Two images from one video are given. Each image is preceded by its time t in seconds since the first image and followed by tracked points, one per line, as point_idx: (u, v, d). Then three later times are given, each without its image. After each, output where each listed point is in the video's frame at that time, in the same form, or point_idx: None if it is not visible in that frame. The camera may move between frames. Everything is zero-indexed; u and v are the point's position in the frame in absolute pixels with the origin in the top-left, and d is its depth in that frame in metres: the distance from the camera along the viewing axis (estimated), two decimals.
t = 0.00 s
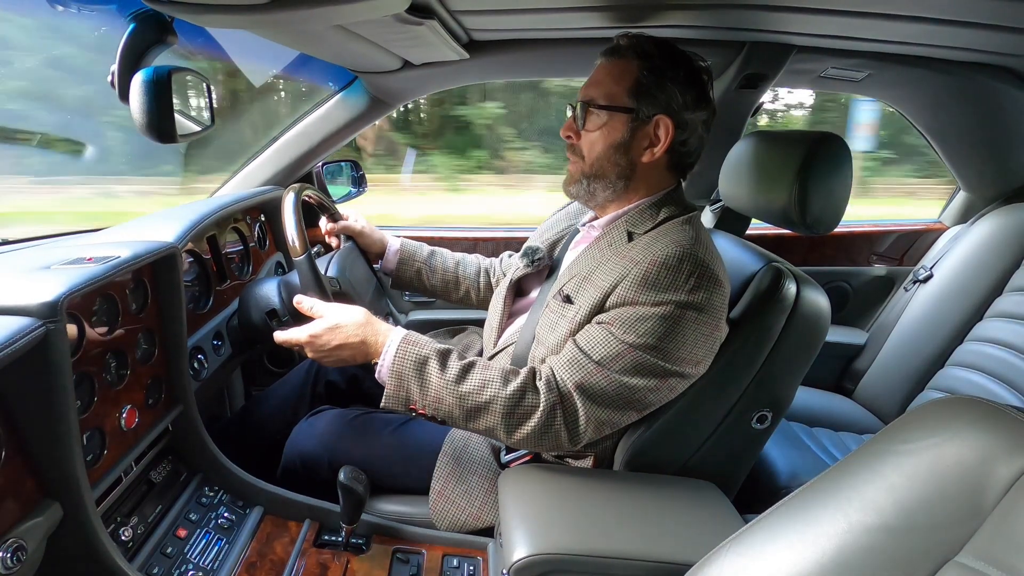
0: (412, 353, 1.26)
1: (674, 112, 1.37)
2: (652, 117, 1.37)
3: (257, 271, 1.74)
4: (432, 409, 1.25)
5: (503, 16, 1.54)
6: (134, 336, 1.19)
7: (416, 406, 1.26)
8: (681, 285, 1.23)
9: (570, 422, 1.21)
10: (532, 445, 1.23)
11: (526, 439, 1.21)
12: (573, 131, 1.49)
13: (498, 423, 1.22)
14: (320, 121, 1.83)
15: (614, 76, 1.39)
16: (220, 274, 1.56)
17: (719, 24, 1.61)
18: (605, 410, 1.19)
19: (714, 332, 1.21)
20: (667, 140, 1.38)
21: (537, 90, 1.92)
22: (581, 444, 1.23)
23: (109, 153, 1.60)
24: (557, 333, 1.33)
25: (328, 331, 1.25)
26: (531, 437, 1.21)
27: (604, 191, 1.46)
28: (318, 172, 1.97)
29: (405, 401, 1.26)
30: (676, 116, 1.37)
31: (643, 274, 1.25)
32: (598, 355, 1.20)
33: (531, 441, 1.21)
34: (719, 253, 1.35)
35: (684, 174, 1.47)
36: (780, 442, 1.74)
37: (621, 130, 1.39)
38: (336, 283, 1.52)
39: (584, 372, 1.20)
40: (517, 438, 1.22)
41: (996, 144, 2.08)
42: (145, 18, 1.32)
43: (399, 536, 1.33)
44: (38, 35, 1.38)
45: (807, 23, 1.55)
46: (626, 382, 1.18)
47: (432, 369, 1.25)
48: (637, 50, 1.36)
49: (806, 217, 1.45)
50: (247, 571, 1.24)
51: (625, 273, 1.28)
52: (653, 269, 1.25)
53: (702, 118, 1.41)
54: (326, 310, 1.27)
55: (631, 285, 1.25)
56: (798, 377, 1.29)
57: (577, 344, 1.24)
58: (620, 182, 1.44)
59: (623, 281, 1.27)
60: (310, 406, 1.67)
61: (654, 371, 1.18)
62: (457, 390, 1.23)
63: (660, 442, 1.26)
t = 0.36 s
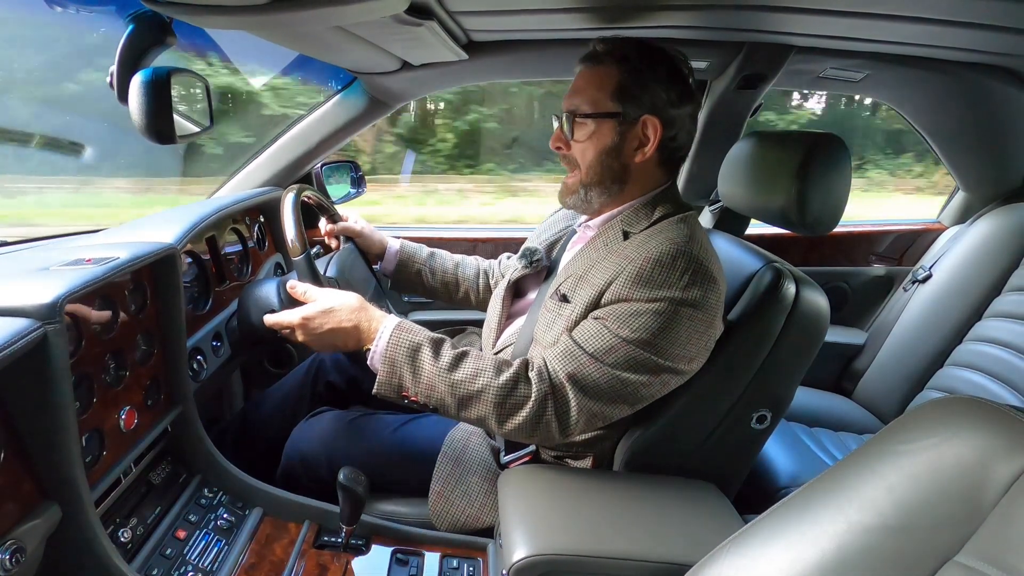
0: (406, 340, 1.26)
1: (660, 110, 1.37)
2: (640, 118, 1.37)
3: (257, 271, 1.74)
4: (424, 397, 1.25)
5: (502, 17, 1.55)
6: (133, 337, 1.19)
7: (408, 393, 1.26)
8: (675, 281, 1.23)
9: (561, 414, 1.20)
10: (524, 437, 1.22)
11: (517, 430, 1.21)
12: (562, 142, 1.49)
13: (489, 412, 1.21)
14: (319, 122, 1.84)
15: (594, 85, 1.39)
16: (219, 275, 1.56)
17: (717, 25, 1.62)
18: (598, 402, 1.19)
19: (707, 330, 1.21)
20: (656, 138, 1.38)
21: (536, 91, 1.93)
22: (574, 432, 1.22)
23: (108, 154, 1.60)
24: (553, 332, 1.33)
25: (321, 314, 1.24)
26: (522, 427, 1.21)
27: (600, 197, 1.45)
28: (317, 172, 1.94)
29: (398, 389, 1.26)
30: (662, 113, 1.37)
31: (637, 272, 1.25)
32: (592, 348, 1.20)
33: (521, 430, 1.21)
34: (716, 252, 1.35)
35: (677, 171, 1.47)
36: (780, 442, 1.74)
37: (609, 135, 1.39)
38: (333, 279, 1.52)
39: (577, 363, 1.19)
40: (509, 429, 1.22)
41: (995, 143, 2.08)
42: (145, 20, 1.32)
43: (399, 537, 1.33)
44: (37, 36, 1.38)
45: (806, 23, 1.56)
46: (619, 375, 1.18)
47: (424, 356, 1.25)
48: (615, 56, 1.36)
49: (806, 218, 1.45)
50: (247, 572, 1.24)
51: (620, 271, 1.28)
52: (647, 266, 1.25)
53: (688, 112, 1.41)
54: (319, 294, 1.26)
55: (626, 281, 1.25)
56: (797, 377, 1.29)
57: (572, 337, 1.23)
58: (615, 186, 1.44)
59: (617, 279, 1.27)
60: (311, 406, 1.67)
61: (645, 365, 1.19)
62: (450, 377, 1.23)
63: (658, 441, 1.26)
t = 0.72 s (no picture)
0: (409, 345, 1.26)
1: (664, 109, 1.36)
2: (644, 116, 1.37)
3: (257, 270, 1.74)
4: (428, 402, 1.25)
5: (503, 16, 1.55)
6: (133, 335, 1.19)
7: (412, 398, 1.26)
8: (676, 283, 1.23)
9: (564, 419, 1.20)
10: (528, 443, 1.22)
11: (520, 436, 1.21)
12: (566, 136, 1.50)
13: (493, 418, 1.21)
14: (319, 122, 1.83)
15: (599, 80, 1.40)
16: (219, 274, 1.56)
17: (718, 25, 1.61)
18: (600, 407, 1.19)
19: (709, 331, 1.21)
20: (659, 137, 1.38)
21: (537, 90, 1.92)
22: (576, 441, 1.23)
23: (108, 152, 1.60)
24: (555, 332, 1.33)
25: (327, 315, 1.26)
26: (525, 434, 1.20)
27: (602, 193, 1.46)
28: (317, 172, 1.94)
29: (402, 394, 1.26)
30: (666, 112, 1.37)
31: (639, 273, 1.25)
32: (594, 353, 1.20)
33: (525, 437, 1.21)
34: (717, 253, 1.35)
35: (681, 172, 1.46)
36: (779, 442, 1.74)
37: (612, 132, 1.39)
38: (332, 276, 1.53)
39: (579, 368, 1.20)
40: (512, 435, 1.21)
41: (996, 144, 2.08)
42: (145, 18, 1.31)
43: (399, 536, 1.33)
44: (37, 33, 1.38)
45: (807, 23, 1.56)
46: (621, 379, 1.18)
47: (428, 362, 1.25)
48: (622, 53, 1.36)
49: (806, 217, 1.45)
50: (246, 571, 1.24)
51: (621, 272, 1.28)
52: (649, 268, 1.25)
53: (694, 113, 1.40)
54: (327, 296, 1.28)
55: (627, 283, 1.25)
56: (797, 377, 1.30)
57: (574, 342, 1.23)
58: (617, 183, 1.44)
59: (619, 281, 1.27)
60: (310, 405, 1.68)
61: (649, 368, 1.19)
62: (454, 383, 1.22)
63: (658, 440, 1.26)
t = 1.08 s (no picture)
0: (427, 365, 1.26)
1: (671, 110, 1.36)
2: (650, 116, 1.37)
3: (257, 270, 1.74)
4: (445, 420, 1.24)
5: (503, 16, 1.55)
6: (133, 335, 1.19)
7: (430, 416, 1.25)
8: (682, 287, 1.21)
9: (577, 433, 1.18)
10: (540, 456, 1.19)
11: (534, 450, 1.18)
12: (572, 133, 1.50)
13: (506, 433, 1.19)
14: (319, 122, 1.82)
15: (608, 78, 1.39)
16: (219, 273, 1.56)
17: (719, 25, 1.61)
18: (613, 420, 1.17)
19: (716, 333, 1.20)
20: (665, 138, 1.38)
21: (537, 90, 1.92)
22: (590, 455, 1.19)
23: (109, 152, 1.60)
24: (558, 335, 1.32)
25: (370, 330, 1.27)
26: (539, 448, 1.18)
27: (604, 191, 1.46)
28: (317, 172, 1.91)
29: (420, 412, 1.25)
30: (673, 114, 1.36)
31: (645, 278, 1.24)
32: (603, 365, 1.18)
33: (538, 451, 1.18)
34: (720, 253, 1.34)
35: (684, 173, 1.46)
36: (779, 442, 1.74)
37: (618, 131, 1.39)
38: (334, 276, 1.52)
39: (589, 383, 1.18)
40: (525, 449, 1.19)
41: (997, 144, 2.08)
42: (145, 18, 1.31)
43: (399, 536, 1.33)
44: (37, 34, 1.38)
45: (807, 23, 1.56)
46: (633, 390, 1.16)
47: (445, 379, 1.24)
48: (633, 52, 1.36)
49: (806, 217, 1.45)
50: (247, 571, 1.24)
51: (627, 277, 1.26)
52: (655, 272, 1.23)
53: (701, 115, 1.40)
54: (362, 315, 1.31)
55: (633, 288, 1.23)
56: (798, 376, 1.29)
57: (581, 354, 1.22)
58: (620, 182, 1.44)
59: (624, 285, 1.25)
60: (310, 406, 1.68)
61: (660, 378, 1.17)
62: (467, 400, 1.21)
63: (659, 440, 1.27)
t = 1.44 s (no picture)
0: (433, 376, 1.25)
1: (672, 112, 1.36)
2: (651, 117, 1.37)
3: (257, 270, 1.74)
4: (450, 431, 1.24)
5: (503, 17, 1.55)
6: (133, 335, 1.19)
7: (436, 428, 1.24)
8: (684, 291, 1.21)
9: (584, 442, 1.17)
10: (544, 466, 1.18)
11: (538, 460, 1.17)
12: (572, 131, 1.50)
13: (511, 443, 1.19)
14: (320, 122, 1.83)
15: (610, 77, 1.39)
16: (219, 274, 1.56)
17: (718, 25, 1.62)
18: (619, 427, 1.17)
19: (717, 335, 1.20)
20: (665, 140, 1.38)
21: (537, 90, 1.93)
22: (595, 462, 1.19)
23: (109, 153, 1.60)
24: (558, 337, 1.31)
25: (379, 342, 1.27)
26: (543, 457, 1.17)
27: (602, 192, 1.46)
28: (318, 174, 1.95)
29: (426, 424, 1.25)
30: (674, 115, 1.36)
31: (646, 281, 1.23)
32: (608, 373, 1.17)
33: (542, 461, 1.17)
34: (719, 252, 1.34)
35: (684, 174, 1.47)
36: (780, 442, 1.74)
37: (618, 131, 1.39)
38: (335, 279, 1.51)
39: (595, 392, 1.17)
40: (530, 458, 1.18)
41: (997, 144, 2.08)
42: (145, 19, 1.31)
43: (399, 536, 1.33)
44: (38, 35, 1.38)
45: (807, 23, 1.56)
46: (638, 398, 1.16)
47: (450, 391, 1.24)
48: (635, 51, 1.35)
49: (806, 217, 1.45)
50: (247, 572, 1.24)
51: (627, 280, 1.25)
52: (656, 275, 1.23)
53: (702, 118, 1.40)
54: (371, 328, 1.31)
55: (634, 292, 1.22)
56: (798, 377, 1.30)
57: (585, 361, 1.21)
58: (619, 183, 1.44)
59: (625, 289, 1.24)
60: (311, 405, 1.68)
61: (666, 384, 1.17)
62: (472, 410, 1.21)
63: (659, 440, 1.27)
